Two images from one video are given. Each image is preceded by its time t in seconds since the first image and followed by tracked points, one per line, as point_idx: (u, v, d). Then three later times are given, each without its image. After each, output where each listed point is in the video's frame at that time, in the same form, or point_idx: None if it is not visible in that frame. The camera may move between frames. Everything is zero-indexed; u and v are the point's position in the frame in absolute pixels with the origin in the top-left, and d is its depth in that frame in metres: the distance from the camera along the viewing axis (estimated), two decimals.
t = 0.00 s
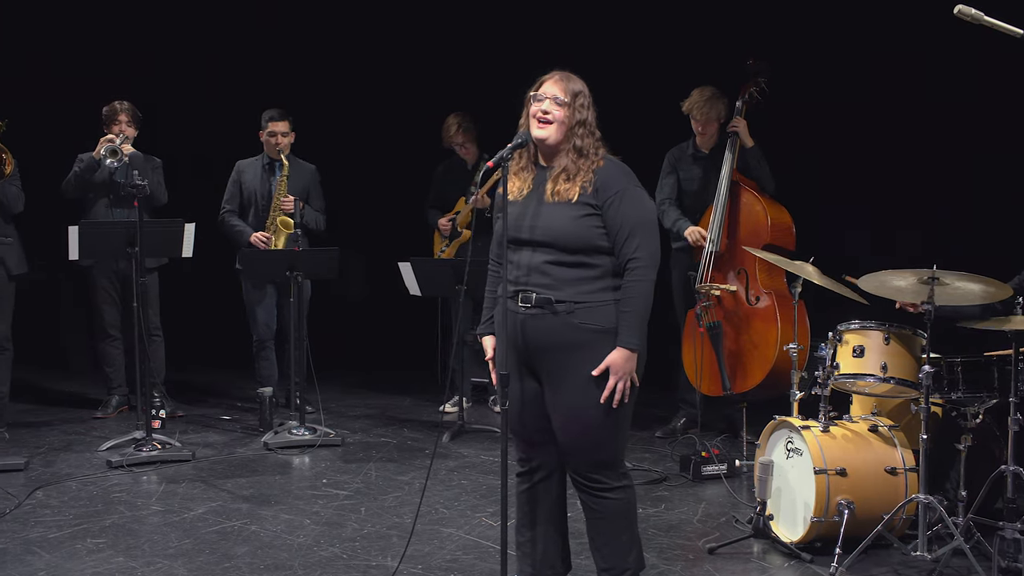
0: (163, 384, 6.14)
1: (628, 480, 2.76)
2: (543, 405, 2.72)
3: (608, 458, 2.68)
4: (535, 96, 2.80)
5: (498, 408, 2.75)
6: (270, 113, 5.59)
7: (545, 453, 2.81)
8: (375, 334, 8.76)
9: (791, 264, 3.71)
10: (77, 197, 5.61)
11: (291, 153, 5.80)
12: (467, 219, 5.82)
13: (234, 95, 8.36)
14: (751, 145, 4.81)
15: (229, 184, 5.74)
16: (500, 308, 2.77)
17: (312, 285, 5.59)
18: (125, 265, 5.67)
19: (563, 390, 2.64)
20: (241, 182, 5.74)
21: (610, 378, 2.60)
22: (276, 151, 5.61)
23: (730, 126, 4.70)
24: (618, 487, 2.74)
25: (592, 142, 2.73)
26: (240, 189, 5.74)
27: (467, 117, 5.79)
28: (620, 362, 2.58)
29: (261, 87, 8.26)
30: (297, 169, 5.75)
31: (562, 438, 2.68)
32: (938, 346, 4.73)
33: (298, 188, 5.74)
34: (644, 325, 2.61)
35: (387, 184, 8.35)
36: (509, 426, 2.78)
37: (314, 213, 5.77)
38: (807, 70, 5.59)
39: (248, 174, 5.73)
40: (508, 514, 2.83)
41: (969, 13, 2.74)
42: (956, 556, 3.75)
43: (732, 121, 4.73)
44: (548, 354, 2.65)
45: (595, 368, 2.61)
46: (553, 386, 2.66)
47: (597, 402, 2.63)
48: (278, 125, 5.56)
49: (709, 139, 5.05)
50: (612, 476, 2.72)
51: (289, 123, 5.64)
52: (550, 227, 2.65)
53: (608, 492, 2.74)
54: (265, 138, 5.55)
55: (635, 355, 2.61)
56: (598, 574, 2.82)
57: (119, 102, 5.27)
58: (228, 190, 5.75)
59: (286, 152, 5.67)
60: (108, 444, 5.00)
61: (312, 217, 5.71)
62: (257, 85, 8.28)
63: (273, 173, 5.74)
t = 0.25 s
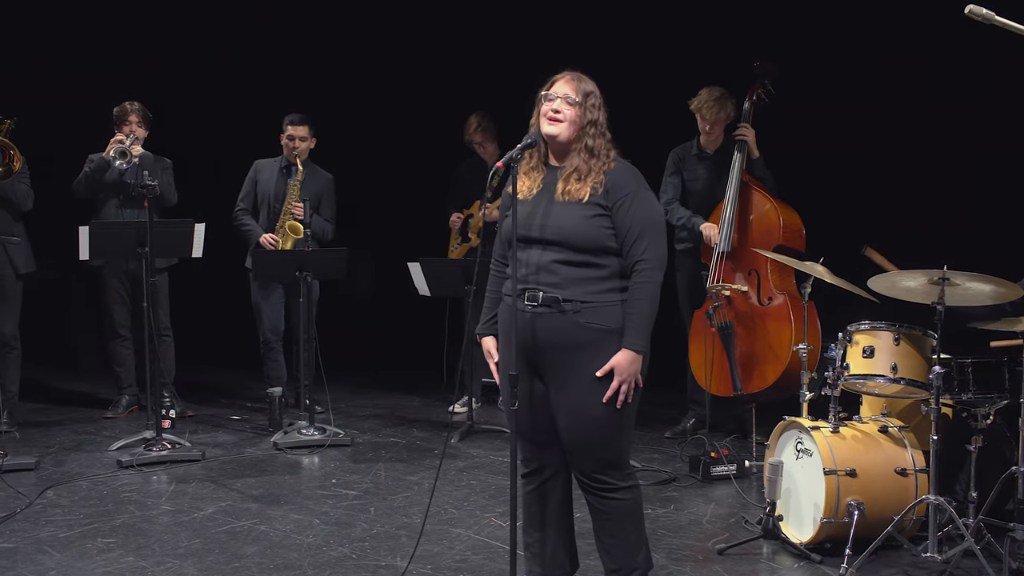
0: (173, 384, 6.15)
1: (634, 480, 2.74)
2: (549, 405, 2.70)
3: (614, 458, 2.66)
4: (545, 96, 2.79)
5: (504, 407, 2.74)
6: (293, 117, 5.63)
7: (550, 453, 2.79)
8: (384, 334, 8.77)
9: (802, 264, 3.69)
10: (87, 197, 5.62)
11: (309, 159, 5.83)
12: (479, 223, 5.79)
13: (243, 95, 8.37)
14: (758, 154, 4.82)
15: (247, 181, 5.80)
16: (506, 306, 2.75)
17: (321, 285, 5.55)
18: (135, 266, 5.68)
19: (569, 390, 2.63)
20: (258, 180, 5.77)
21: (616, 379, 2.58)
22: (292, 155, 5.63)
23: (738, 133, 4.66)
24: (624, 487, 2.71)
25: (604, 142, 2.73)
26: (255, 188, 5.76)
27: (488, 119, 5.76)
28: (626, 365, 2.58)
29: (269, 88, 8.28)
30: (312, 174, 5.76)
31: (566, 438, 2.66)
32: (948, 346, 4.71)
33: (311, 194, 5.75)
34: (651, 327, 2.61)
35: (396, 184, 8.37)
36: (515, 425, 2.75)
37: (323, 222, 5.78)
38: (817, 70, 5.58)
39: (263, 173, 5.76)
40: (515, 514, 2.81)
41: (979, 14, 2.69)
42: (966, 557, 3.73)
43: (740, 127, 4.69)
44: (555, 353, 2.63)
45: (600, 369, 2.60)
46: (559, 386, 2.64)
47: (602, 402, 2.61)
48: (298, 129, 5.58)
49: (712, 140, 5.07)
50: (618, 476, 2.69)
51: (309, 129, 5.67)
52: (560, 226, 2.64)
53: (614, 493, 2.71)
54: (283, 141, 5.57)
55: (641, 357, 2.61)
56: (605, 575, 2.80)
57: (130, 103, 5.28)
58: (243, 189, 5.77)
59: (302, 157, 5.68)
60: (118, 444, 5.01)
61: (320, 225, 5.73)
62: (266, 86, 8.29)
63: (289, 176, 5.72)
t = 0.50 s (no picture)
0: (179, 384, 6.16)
1: (638, 480, 2.73)
2: (553, 405, 2.70)
3: (617, 458, 2.65)
4: (549, 97, 2.79)
5: (507, 407, 2.73)
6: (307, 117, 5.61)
7: (554, 453, 2.79)
8: (388, 334, 8.78)
9: (807, 265, 3.69)
10: (93, 197, 5.63)
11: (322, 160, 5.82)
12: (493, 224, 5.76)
13: (248, 95, 8.39)
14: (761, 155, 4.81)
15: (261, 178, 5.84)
16: (510, 306, 2.75)
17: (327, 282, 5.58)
18: (141, 266, 5.68)
19: (572, 390, 2.62)
20: (269, 178, 5.80)
21: (618, 379, 2.58)
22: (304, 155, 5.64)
23: (743, 135, 4.66)
24: (628, 487, 2.70)
25: (610, 141, 2.73)
26: (267, 186, 5.80)
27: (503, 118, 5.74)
28: (629, 363, 2.57)
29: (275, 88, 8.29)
30: (325, 175, 5.77)
31: (569, 438, 2.65)
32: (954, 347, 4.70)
33: (322, 195, 5.75)
34: (654, 327, 2.60)
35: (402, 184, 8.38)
36: (519, 425, 2.75)
37: (333, 223, 5.77)
38: (822, 70, 5.57)
39: (276, 171, 5.79)
40: (520, 514, 2.81)
41: (985, 13, 2.65)
42: (972, 558, 3.72)
43: (745, 128, 4.69)
44: (559, 353, 2.63)
45: (603, 368, 2.60)
46: (562, 385, 2.64)
47: (605, 402, 2.61)
48: (312, 130, 5.57)
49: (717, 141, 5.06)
50: (621, 476, 2.69)
51: (324, 130, 5.66)
52: (566, 225, 2.63)
53: (618, 492, 2.70)
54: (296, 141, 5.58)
55: (645, 357, 2.60)
56: None
57: (136, 104, 5.29)
58: (257, 187, 5.82)
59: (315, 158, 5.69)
60: (123, 444, 5.02)
61: (328, 225, 5.71)
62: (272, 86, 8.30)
63: (301, 176, 5.77)
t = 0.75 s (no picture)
0: (184, 384, 6.17)
1: (643, 480, 2.72)
2: (559, 404, 2.70)
3: (623, 458, 2.65)
4: (551, 100, 2.79)
5: (513, 406, 2.74)
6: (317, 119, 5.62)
7: (560, 453, 2.79)
8: (393, 335, 8.79)
9: (814, 265, 3.68)
10: (100, 197, 5.64)
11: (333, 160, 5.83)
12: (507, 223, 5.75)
13: (254, 96, 8.41)
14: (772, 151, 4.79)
15: (274, 181, 5.86)
16: (516, 305, 2.75)
17: (338, 285, 5.61)
18: (147, 266, 5.69)
19: (578, 389, 2.62)
20: (282, 179, 5.82)
21: (625, 379, 2.57)
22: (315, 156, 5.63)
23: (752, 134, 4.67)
24: (633, 487, 2.70)
25: (616, 139, 2.74)
26: (279, 187, 5.81)
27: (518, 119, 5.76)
28: (635, 364, 2.56)
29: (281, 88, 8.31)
30: (337, 173, 5.80)
31: (574, 438, 2.65)
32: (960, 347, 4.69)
33: (334, 195, 5.77)
34: (661, 328, 2.60)
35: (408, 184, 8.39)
36: (525, 424, 2.75)
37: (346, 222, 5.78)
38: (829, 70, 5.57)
39: (288, 173, 5.80)
40: (525, 514, 2.81)
41: (993, 13, 2.66)
42: (979, 559, 3.71)
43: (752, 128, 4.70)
44: (565, 352, 2.63)
45: (609, 368, 2.60)
46: (568, 384, 2.64)
47: (611, 402, 2.60)
48: (322, 131, 5.59)
49: (727, 137, 5.05)
50: (626, 476, 2.68)
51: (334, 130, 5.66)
52: (573, 224, 2.63)
53: (623, 493, 2.70)
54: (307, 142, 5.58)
55: (651, 358, 2.60)
56: None
57: (142, 104, 5.29)
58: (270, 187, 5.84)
59: (326, 159, 5.70)
60: (129, 444, 5.03)
61: (341, 225, 5.71)
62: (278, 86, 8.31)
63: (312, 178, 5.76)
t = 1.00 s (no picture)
0: (188, 384, 6.17)
1: (647, 482, 2.72)
2: (563, 405, 2.70)
3: (627, 459, 2.64)
4: (555, 101, 2.80)
5: (518, 407, 2.74)
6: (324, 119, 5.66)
7: (564, 453, 2.78)
8: (396, 335, 8.80)
9: (817, 264, 3.68)
10: (104, 198, 5.65)
11: (341, 161, 5.85)
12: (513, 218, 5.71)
13: (259, 95, 8.42)
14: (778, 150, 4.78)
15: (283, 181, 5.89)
16: (521, 306, 2.76)
17: (342, 285, 5.62)
18: (151, 266, 5.70)
19: (583, 390, 2.62)
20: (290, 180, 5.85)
21: (629, 381, 2.57)
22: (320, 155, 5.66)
23: (758, 133, 4.66)
24: (637, 488, 2.69)
25: (618, 140, 2.73)
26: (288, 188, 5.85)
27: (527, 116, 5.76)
28: (640, 366, 2.56)
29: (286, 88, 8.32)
30: (342, 174, 5.81)
31: (578, 439, 2.65)
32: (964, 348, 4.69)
33: (341, 194, 5.79)
34: (666, 331, 2.59)
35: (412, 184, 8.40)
36: (529, 425, 2.75)
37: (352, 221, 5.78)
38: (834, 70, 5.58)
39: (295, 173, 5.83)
40: (529, 514, 2.81)
41: (996, 14, 2.68)
42: (983, 560, 3.71)
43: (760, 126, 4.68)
44: (569, 354, 2.62)
45: (614, 370, 2.59)
46: (573, 386, 2.64)
47: (616, 403, 2.60)
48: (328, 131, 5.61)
49: (737, 136, 5.05)
50: (629, 477, 2.67)
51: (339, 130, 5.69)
52: (576, 227, 2.63)
53: (626, 493, 2.69)
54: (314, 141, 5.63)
55: (656, 360, 2.59)
56: None
57: (146, 105, 5.30)
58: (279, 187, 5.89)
59: (331, 158, 5.72)
60: (134, 444, 5.03)
61: (346, 223, 5.72)
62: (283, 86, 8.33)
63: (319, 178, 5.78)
